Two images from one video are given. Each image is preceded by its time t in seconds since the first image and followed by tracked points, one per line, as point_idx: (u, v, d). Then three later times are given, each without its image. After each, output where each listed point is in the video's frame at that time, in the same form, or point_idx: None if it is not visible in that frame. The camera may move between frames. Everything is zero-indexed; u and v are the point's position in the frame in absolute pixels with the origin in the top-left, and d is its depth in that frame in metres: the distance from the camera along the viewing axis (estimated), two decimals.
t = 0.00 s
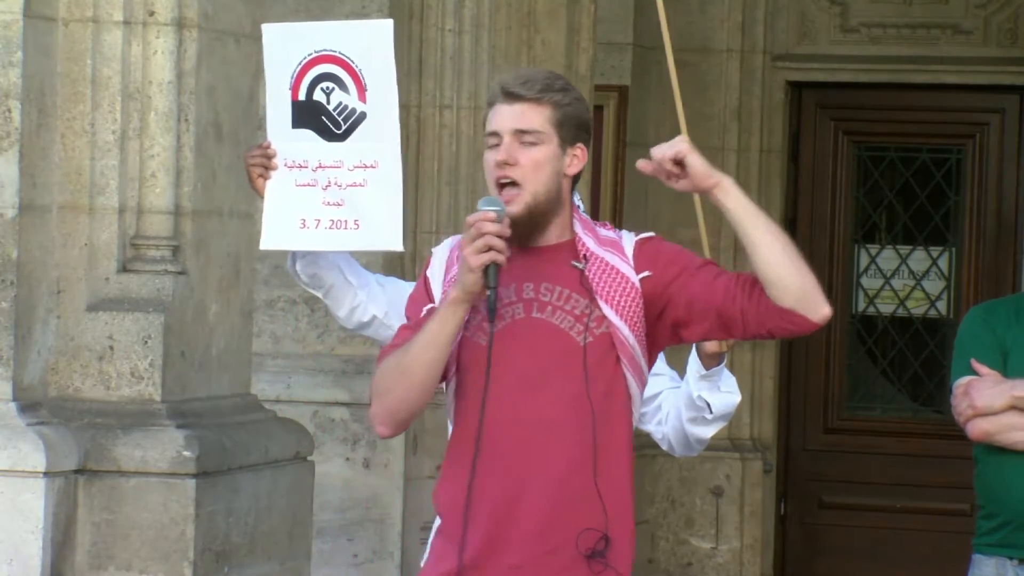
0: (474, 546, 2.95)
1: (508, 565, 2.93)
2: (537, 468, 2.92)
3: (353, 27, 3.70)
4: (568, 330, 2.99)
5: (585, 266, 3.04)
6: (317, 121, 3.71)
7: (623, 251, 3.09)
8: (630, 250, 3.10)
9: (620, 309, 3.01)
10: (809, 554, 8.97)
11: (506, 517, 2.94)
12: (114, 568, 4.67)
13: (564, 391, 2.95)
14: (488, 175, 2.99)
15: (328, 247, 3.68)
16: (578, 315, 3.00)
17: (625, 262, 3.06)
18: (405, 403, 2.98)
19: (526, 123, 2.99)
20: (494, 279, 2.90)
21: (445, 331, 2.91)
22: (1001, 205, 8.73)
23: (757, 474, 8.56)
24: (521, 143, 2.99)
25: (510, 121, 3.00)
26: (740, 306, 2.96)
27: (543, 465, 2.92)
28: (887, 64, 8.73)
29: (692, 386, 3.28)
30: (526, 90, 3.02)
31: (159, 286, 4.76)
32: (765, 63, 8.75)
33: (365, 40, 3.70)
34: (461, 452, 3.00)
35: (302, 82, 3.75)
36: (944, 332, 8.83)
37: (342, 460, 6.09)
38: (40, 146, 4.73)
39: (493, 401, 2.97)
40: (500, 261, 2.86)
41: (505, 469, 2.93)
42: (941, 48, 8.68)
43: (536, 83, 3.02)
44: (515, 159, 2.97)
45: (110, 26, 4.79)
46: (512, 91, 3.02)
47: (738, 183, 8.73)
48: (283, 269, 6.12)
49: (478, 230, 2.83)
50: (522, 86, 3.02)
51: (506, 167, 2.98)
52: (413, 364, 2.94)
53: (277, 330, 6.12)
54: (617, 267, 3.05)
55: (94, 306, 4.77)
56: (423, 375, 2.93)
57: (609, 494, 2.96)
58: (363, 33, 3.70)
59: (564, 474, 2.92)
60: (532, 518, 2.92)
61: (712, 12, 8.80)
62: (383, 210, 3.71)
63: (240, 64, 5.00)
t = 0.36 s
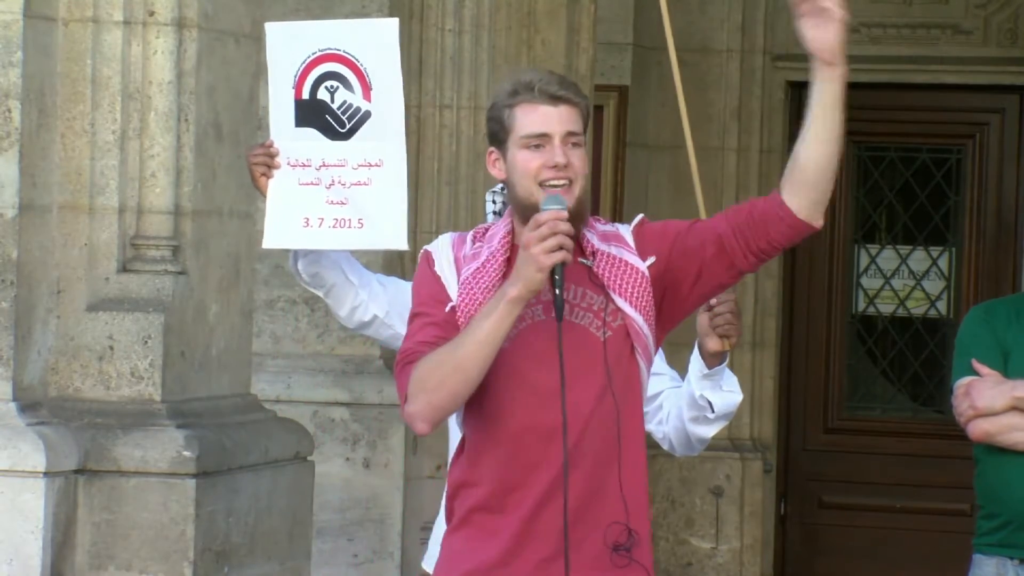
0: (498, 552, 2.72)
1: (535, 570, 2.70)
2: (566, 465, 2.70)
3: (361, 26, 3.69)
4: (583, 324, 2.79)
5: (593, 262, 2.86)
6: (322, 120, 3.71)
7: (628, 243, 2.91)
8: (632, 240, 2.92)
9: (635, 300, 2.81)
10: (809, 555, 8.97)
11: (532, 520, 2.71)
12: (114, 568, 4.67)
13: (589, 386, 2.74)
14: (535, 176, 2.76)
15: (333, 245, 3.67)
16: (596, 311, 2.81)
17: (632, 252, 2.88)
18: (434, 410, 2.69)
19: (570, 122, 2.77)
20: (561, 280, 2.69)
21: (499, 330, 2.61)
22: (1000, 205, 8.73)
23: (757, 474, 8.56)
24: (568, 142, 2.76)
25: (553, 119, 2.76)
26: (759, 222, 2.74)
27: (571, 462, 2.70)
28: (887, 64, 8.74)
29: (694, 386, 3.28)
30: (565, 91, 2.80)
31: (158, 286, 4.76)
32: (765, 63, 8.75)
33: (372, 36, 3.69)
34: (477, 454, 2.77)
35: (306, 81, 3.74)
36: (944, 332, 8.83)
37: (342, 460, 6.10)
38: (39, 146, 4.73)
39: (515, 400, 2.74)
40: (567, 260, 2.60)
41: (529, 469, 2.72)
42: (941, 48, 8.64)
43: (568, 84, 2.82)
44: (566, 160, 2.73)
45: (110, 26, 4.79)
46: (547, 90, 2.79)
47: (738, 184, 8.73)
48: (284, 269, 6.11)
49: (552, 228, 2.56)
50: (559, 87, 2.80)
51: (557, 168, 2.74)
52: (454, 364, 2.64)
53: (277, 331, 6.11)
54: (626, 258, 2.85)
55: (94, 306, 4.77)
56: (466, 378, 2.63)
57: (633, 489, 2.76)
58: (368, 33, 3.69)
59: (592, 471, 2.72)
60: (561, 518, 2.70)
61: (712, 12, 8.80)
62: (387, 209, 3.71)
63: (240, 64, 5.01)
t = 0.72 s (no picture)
0: (509, 551, 2.79)
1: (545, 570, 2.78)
2: (576, 466, 2.78)
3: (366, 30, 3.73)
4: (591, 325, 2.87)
5: (595, 264, 2.94)
6: (323, 124, 3.74)
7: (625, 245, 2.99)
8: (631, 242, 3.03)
9: (637, 303, 2.92)
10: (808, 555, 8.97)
11: (543, 520, 2.79)
12: (114, 568, 4.67)
13: (598, 387, 2.83)
14: (544, 170, 2.82)
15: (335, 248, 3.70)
16: (601, 312, 2.90)
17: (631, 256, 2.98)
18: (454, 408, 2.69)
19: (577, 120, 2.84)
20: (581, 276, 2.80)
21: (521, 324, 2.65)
22: (1001, 205, 8.73)
23: (757, 474, 8.56)
24: (575, 139, 2.83)
25: (563, 116, 2.84)
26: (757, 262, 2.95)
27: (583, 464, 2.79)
28: (886, 64, 8.73)
29: (695, 385, 3.28)
30: (574, 93, 2.88)
31: (158, 286, 4.76)
32: (765, 63, 8.75)
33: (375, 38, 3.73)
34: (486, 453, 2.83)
35: (307, 84, 3.77)
36: (944, 332, 8.82)
37: (342, 460, 6.10)
38: (39, 147, 4.73)
39: (527, 400, 2.81)
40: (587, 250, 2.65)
41: (541, 469, 2.79)
42: (941, 48, 8.65)
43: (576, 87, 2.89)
44: (577, 156, 2.80)
45: (110, 26, 4.79)
46: (557, 89, 2.87)
47: (738, 184, 8.73)
48: (284, 269, 6.11)
49: (575, 218, 2.61)
50: (568, 88, 2.88)
51: (566, 163, 2.81)
52: (477, 361, 2.65)
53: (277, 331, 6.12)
54: (627, 261, 2.94)
55: (94, 306, 4.77)
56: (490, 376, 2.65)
57: (636, 486, 2.87)
58: (371, 36, 3.73)
59: (602, 472, 2.81)
60: (572, 518, 2.78)
61: (712, 12, 8.80)
62: (389, 212, 3.75)
63: (240, 64, 5.01)
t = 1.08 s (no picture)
0: (488, 554, 2.82)
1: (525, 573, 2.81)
2: (554, 469, 2.82)
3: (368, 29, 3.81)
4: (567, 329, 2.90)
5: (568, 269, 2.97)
6: (326, 124, 3.84)
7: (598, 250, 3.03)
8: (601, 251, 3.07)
9: (609, 308, 2.98)
10: (808, 554, 8.97)
11: (522, 523, 2.82)
12: (114, 568, 4.67)
13: (577, 388, 2.87)
14: (522, 170, 2.84)
15: (340, 248, 3.85)
16: (579, 317, 2.94)
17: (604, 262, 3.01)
18: (435, 415, 2.69)
19: (554, 120, 2.89)
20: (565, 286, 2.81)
21: (505, 334, 2.66)
22: (1001, 205, 8.72)
23: (757, 473, 8.55)
24: (552, 138, 2.87)
25: (540, 116, 2.88)
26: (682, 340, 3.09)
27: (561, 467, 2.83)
28: (885, 64, 8.72)
29: (700, 384, 3.24)
30: (550, 94, 2.92)
31: (159, 286, 4.77)
32: (765, 63, 8.76)
33: (377, 38, 3.81)
34: (463, 458, 2.84)
35: (310, 85, 3.88)
36: (944, 331, 8.82)
37: (341, 460, 6.09)
38: (39, 146, 4.73)
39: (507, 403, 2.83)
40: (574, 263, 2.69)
41: (520, 473, 2.81)
42: (941, 47, 8.67)
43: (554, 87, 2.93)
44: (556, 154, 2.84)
45: (110, 26, 4.79)
46: (533, 89, 2.91)
47: (738, 184, 8.74)
48: (283, 269, 6.12)
49: (563, 230, 2.64)
50: (545, 89, 2.92)
51: (544, 162, 2.84)
52: (463, 368, 2.66)
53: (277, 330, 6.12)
54: (600, 266, 2.98)
55: (94, 306, 4.77)
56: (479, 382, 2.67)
57: (610, 488, 2.92)
58: (374, 35, 3.81)
59: (579, 474, 2.85)
60: (551, 522, 2.82)
61: (712, 12, 8.80)
62: (391, 211, 3.86)
63: (240, 63, 5.01)
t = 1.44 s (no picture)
0: (429, 561, 2.62)
1: None
2: (496, 471, 2.60)
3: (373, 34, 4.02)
4: (519, 328, 2.67)
5: (535, 267, 2.73)
6: (330, 125, 4.06)
7: (572, 252, 2.78)
8: (577, 248, 2.80)
9: (574, 311, 2.71)
10: (808, 555, 8.97)
11: (463, 527, 2.61)
12: (114, 568, 4.68)
13: (521, 388, 2.63)
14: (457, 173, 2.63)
15: (342, 248, 4.05)
16: (535, 317, 2.68)
17: (574, 263, 2.76)
18: (362, 413, 2.62)
19: (507, 124, 2.65)
20: (485, 281, 2.61)
21: (424, 332, 2.54)
22: (1001, 206, 8.72)
23: (757, 474, 8.56)
24: (499, 143, 2.64)
25: (491, 119, 2.65)
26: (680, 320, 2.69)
27: (505, 469, 2.61)
28: (886, 65, 8.73)
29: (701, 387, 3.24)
30: (511, 93, 2.67)
31: (159, 286, 4.77)
32: (764, 64, 8.76)
33: (381, 42, 4.02)
34: (406, 459, 2.66)
35: (314, 85, 4.08)
36: (944, 332, 8.81)
37: (341, 460, 6.09)
38: (39, 147, 4.73)
39: (444, 404, 2.63)
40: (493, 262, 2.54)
41: (459, 476, 2.61)
42: (941, 48, 8.67)
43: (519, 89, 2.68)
44: (492, 160, 2.61)
45: (110, 26, 4.79)
46: (491, 89, 2.67)
47: (739, 184, 8.74)
48: (283, 270, 6.11)
49: (474, 230, 2.50)
50: (506, 88, 2.67)
51: (481, 166, 2.62)
52: (382, 367, 2.57)
53: (277, 331, 6.11)
54: (566, 266, 2.74)
55: (94, 306, 4.77)
56: (393, 382, 2.56)
57: (570, 495, 2.66)
58: (378, 40, 4.03)
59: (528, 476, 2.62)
60: (492, 527, 2.60)
61: (712, 13, 8.79)
62: (392, 211, 4.06)
63: (240, 64, 5.01)
